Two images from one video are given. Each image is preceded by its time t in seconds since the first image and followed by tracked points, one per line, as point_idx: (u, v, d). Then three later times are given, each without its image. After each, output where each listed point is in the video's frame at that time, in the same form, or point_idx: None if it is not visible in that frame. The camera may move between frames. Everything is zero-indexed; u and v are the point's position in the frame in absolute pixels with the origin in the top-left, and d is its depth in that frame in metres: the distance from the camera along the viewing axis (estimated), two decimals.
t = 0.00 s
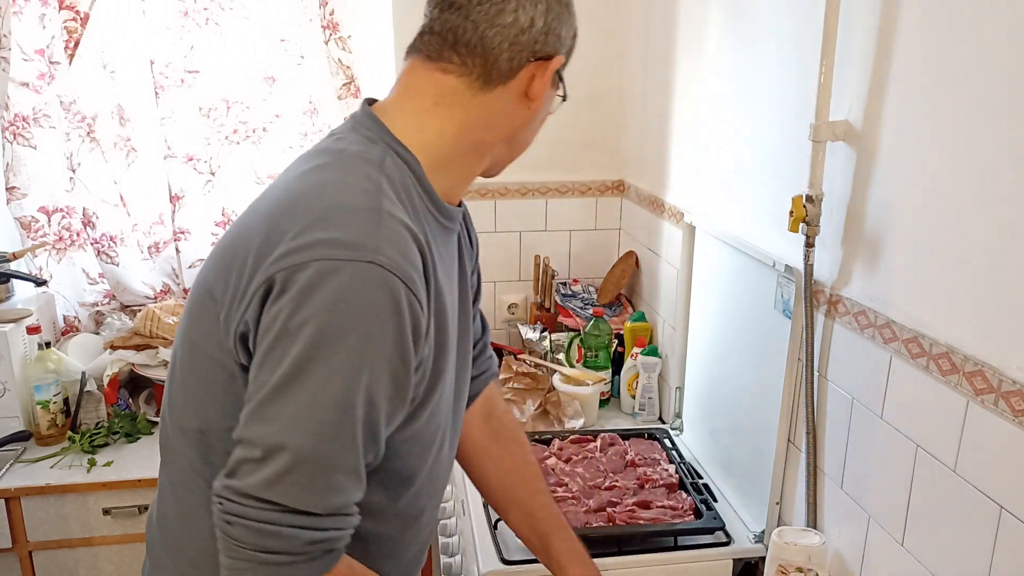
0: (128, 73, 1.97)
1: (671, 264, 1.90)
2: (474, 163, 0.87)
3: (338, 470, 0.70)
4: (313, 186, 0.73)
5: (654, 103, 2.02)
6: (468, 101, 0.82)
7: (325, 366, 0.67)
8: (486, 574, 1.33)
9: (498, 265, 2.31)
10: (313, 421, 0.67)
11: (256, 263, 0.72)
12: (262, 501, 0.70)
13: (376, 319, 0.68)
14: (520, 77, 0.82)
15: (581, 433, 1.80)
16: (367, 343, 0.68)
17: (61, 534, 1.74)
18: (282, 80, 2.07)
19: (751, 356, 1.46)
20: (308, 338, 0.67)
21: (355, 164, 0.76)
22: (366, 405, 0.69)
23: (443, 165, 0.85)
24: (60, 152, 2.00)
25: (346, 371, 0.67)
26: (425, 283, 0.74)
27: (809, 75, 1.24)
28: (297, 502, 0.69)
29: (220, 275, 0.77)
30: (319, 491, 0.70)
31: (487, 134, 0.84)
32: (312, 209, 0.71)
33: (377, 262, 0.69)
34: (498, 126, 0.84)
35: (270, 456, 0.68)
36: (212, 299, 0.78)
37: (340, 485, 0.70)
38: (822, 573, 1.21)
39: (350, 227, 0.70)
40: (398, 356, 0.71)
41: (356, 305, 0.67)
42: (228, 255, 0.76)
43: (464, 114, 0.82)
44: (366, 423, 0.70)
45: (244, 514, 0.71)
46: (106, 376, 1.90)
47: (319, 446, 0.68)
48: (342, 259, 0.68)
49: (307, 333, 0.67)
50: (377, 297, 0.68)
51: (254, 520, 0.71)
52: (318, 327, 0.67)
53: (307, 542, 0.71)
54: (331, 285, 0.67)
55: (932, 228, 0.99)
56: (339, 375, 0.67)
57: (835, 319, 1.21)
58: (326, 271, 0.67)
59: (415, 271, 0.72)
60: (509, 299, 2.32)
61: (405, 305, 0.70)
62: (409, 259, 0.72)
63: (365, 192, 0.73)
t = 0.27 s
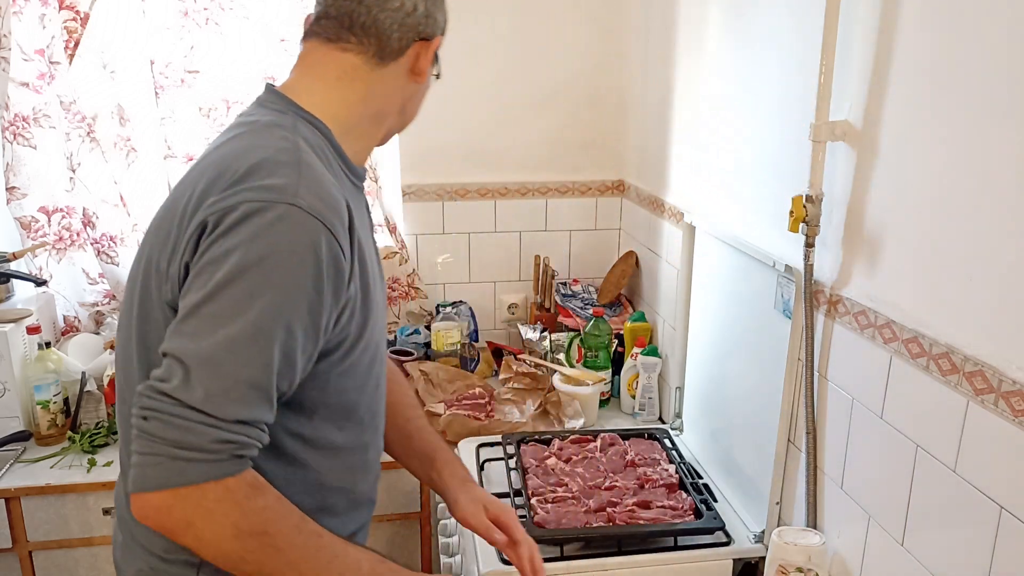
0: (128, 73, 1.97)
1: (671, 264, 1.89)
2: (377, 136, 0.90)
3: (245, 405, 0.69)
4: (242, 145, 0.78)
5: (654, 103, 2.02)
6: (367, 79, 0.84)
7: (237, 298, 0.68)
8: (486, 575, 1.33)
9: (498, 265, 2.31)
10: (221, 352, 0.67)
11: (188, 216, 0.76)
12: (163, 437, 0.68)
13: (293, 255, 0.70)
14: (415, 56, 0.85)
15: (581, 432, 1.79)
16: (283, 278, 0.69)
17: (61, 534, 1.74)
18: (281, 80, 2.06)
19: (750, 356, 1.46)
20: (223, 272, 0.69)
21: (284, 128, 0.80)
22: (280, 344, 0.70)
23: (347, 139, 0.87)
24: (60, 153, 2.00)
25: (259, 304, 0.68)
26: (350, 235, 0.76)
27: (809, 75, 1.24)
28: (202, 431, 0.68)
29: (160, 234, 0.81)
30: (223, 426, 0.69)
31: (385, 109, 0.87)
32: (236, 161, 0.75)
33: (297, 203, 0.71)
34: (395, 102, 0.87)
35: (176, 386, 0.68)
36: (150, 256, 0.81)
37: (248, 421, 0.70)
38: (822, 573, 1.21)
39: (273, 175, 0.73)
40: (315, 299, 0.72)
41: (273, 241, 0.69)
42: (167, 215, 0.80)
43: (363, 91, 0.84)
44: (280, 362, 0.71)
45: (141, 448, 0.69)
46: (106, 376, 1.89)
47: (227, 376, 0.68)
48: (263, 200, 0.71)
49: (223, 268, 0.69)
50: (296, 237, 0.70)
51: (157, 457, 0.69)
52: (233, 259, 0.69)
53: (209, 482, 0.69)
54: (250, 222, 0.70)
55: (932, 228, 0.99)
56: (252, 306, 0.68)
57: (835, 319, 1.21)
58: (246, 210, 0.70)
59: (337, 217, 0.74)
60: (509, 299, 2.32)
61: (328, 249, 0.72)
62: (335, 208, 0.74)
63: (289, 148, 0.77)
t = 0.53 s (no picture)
0: (128, 73, 1.97)
1: (671, 264, 1.90)
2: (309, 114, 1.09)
3: (254, 336, 0.83)
4: (227, 122, 0.92)
5: (655, 104, 2.02)
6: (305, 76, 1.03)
7: (245, 239, 0.81)
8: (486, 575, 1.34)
9: (498, 265, 2.31)
10: (233, 287, 0.80)
11: (184, 183, 0.88)
12: (184, 363, 0.80)
13: (296, 205, 0.84)
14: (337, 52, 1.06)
15: (581, 432, 1.79)
16: (288, 224, 0.84)
17: (61, 534, 1.74)
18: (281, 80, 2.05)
19: (750, 355, 1.46)
20: (235, 220, 0.82)
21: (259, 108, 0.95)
22: (283, 279, 0.84)
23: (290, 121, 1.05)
24: (60, 152, 2.00)
25: (267, 245, 0.82)
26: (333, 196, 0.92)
27: (809, 75, 1.24)
28: (220, 356, 0.80)
29: (152, 196, 0.92)
30: (236, 351, 0.81)
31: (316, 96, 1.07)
32: (234, 134, 0.90)
33: (291, 163, 0.86)
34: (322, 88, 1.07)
35: (195, 318, 0.80)
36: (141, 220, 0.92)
37: (253, 346, 0.83)
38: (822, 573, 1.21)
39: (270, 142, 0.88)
40: (308, 246, 0.86)
41: (278, 194, 0.84)
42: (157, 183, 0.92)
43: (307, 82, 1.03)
44: (282, 298, 0.85)
45: (157, 374, 0.80)
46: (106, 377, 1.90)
47: (240, 309, 0.81)
48: (267, 161, 0.85)
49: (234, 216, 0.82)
50: (298, 190, 0.85)
51: (178, 382, 0.80)
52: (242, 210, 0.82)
53: (225, 409, 0.81)
54: (257, 179, 0.84)
55: (932, 228, 0.99)
56: (261, 247, 0.82)
57: (835, 319, 1.21)
58: (248, 168, 0.84)
59: (325, 177, 0.89)
60: (509, 299, 2.32)
61: (320, 205, 0.87)
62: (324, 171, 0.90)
63: (273, 122, 0.92)
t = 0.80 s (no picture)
0: (128, 73, 1.98)
1: (671, 264, 1.90)
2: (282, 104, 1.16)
3: (361, 325, 1.00)
4: (292, 126, 1.00)
5: (655, 104, 2.02)
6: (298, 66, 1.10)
7: (354, 243, 0.97)
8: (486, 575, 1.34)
9: (498, 265, 2.30)
10: (351, 286, 0.97)
11: (269, 189, 0.97)
12: (320, 360, 0.95)
13: (382, 207, 1.02)
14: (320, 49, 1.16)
15: (581, 432, 1.79)
16: (378, 224, 1.01)
17: (61, 534, 1.74)
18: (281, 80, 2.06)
19: (750, 355, 1.46)
20: (343, 227, 0.96)
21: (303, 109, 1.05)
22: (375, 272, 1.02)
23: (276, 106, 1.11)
24: (60, 152, 2.00)
25: (369, 246, 0.99)
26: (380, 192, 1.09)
27: (808, 75, 1.24)
28: (344, 349, 0.97)
29: (220, 192, 0.97)
30: (353, 340, 0.99)
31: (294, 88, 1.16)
32: (307, 139, 0.99)
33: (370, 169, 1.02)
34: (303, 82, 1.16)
35: (330, 320, 0.95)
36: (211, 224, 0.97)
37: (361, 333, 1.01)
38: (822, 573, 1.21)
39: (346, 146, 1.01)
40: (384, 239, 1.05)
41: (372, 198, 1.00)
42: (225, 190, 0.97)
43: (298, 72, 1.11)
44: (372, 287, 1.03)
45: (301, 372, 0.94)
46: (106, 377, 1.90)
47: (357, 304, 0.98)
48: (354, 168, 0.99)
49: (342, 223, 0.96)
50: (381, 194, 1.02)
51: (319, 378, 0.94)
52: (345, 216, 0.97)
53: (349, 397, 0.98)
54: (353, 187, 0.98)
55: (931, 228, 0.99)
56: (366, 248, 0.99)
57: (835, 319, 1.21)
58: (343, 178, 0.98)
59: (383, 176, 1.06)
60: (509, 299, 2.32)
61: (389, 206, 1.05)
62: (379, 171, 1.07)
63: (330, 124, 1.04)
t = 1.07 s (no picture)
0: (128, 73, 1.98)
1: (671, 264, 1.90)
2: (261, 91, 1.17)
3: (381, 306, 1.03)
4: (289, 122, 1.01)
5: (655, 104, 2.02)
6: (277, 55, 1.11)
7: (367, 229, 1.00)
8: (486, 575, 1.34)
9: (498, 265, 2.31)
10: (369, 270, 1.00)
11: (280, 185, 0.98)
12: (355, 342, 0.98)
13: (383, 192, 1.06)
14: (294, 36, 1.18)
15: (581, 432, 1.79)
16: (382, 209, 1.05)
17: (61, 534, 1.74)
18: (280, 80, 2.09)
19: (750, 355, 1.46)
20: (357, 213, 1.00)
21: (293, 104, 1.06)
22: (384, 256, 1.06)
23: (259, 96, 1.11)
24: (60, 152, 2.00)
25: (378, 232, 1.03)
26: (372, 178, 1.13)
27: (809, 74, 1.24)
28: (374, 329, 1.00)
29: (231, 192, 0.99)
30: (378, 320, 1.02)
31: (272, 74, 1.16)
32: (303, 132, 1.01)
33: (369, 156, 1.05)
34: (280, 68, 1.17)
35: (359, 304, 0.98)
36: (227, 224, 0.99)
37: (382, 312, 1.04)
38: (822, 572, 1.21)
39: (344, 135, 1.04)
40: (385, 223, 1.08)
41: (374, 185, 1.04)
42: (237, 189, 0.99)
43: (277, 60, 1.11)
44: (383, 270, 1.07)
45: (340, 356, 0.97)
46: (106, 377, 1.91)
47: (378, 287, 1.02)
48: (357, 156, 1.02)
49: (355, 210, 1.00)
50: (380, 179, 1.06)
51: (358, 359, 0.97)
52: (357, 204, 1.00)
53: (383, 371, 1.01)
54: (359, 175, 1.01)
55: (931, 229, 0.99)
56: (376, 233, 1.02)
57: (835, 319, 1.21)
58: (349, 169, 1.00)
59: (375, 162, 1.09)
60: (509, 299, 2.32)
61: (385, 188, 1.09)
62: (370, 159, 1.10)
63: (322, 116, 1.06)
